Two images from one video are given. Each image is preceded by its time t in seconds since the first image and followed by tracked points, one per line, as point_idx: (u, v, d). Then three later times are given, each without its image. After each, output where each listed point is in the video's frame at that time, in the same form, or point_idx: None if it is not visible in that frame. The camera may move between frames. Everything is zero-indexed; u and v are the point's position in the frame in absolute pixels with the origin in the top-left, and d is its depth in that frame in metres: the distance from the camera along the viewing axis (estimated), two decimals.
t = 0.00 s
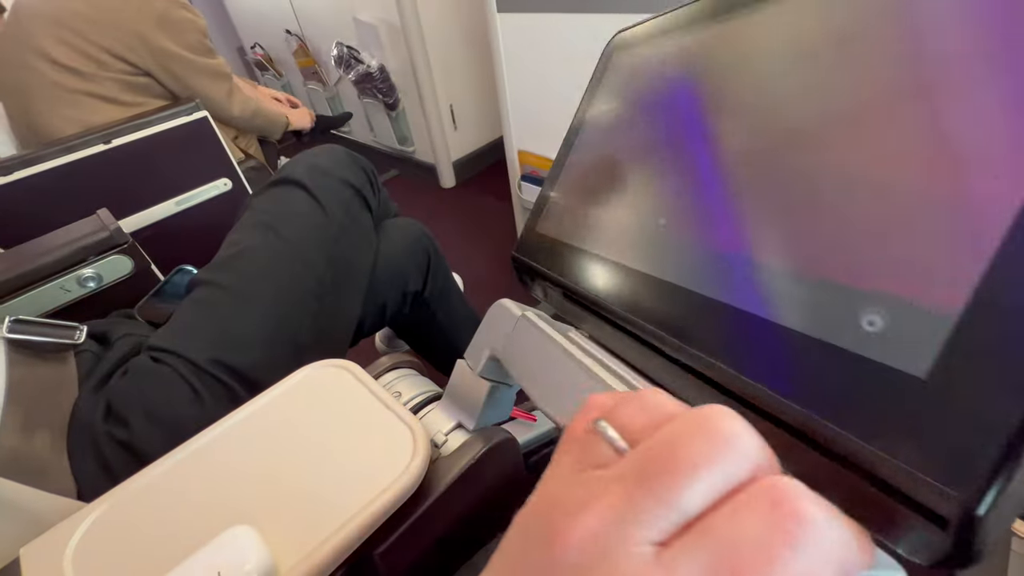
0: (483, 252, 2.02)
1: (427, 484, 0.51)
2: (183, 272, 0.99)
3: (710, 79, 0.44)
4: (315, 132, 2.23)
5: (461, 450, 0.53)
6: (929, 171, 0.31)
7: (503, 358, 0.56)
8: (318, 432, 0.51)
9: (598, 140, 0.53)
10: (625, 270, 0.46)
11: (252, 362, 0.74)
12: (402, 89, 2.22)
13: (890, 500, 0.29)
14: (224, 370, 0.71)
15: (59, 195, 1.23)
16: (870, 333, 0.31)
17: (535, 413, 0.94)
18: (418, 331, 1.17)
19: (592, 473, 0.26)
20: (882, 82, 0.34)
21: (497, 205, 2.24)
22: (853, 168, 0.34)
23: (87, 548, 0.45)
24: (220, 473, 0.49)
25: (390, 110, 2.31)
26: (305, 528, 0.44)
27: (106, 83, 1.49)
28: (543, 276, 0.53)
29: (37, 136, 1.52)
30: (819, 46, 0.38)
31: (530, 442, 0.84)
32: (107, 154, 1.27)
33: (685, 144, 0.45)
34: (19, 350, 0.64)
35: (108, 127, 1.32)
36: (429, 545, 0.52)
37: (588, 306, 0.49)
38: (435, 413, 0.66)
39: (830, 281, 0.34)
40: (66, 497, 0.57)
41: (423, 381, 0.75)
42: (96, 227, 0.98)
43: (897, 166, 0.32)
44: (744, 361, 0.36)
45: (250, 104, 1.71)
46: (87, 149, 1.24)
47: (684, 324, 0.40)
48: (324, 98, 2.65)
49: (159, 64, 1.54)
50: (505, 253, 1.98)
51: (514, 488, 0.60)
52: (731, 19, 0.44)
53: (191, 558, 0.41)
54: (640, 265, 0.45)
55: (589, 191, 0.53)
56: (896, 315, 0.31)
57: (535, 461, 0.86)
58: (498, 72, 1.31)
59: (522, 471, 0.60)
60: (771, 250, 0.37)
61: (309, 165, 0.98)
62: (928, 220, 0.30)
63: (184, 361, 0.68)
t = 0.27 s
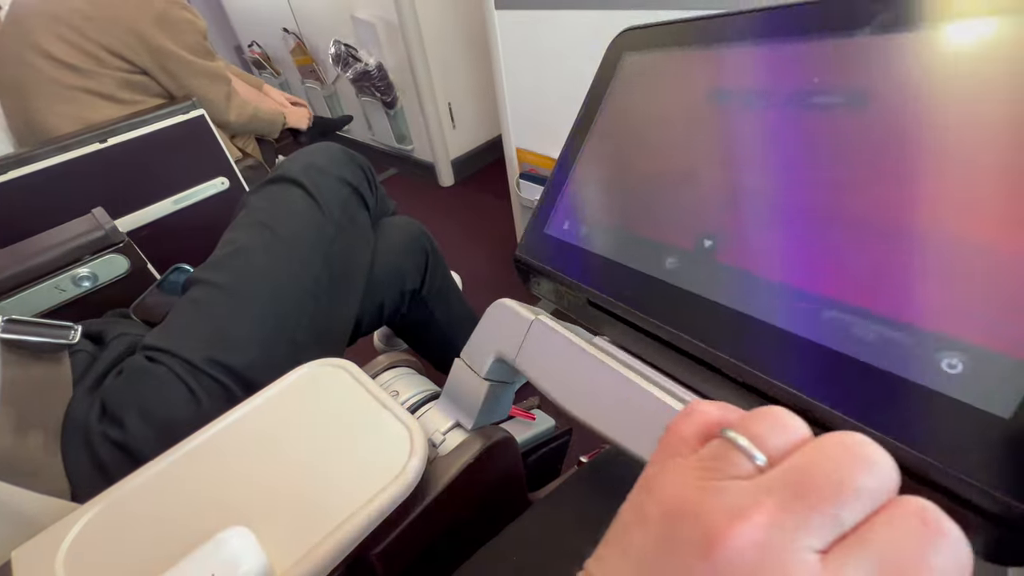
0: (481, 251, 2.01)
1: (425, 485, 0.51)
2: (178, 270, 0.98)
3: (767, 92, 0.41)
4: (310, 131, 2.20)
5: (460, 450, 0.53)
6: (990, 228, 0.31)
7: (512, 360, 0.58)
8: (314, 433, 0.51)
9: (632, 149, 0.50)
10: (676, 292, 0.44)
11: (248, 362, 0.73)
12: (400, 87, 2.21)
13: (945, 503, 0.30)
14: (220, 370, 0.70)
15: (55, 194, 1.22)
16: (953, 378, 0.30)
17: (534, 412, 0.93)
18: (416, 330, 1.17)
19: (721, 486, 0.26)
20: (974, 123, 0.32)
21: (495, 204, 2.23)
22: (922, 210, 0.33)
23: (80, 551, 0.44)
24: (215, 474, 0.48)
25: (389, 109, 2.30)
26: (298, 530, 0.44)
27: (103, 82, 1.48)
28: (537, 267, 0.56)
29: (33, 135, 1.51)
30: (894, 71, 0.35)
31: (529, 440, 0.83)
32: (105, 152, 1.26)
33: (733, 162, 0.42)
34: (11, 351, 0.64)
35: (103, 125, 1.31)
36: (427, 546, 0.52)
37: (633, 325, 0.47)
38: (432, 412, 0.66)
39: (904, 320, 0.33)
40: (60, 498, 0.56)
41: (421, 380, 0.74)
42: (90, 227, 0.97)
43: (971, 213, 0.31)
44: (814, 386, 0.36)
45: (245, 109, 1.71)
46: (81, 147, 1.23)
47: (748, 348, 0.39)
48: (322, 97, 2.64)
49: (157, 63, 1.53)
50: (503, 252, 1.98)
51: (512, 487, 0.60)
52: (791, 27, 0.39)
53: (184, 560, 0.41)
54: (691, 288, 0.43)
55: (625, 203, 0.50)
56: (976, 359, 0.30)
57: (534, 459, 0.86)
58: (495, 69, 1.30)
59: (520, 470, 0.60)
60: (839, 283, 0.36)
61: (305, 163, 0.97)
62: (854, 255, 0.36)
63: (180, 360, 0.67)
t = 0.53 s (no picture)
0: (478, 249, 2.01)
1: (422, 485, 0.50)
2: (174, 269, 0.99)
3: (799, 125, 0.44)
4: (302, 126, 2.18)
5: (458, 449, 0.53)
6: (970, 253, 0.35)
7: (519, 360, 0.58)
8: (311, 432, 0.50)
9: (646, 162, 0.52)
10: (705, 303, 0.46)
11: (243, 363, 0.74)
12: (397, 85, 2.20)
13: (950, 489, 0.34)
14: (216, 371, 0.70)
15: (50, 193, 1.22)
16: (966, 391, 0.34)
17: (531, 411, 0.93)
18: (413, 329, 1.17)
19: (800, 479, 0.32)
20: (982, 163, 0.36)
21: (492, 203, 2.23)
22: (931, 237, 0.37)
23: (74, 552, 0.44)
24: (211, 475, 0.48)
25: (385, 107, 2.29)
26: (292, 531, 0.44)
27: (98, 80, 1.46)
28: (546, 268, 0.56)
29: (27, 133, 1.49)
30: (912, 114, 0.39)
31: (526, 439, 0.83)
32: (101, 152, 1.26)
33: (755, 184, 0.45)
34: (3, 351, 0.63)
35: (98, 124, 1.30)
36: (424, 546, 0.52)
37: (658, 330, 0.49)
38: (429, 412, 0.66)
39: (922, 338, 0.36)
40: (55, 500, 0.56)
41: (418, 379, 0.74)
42: (85, 227, 0.97)
43: (976, 244, 0.35)
44: (845, 393, 0.38)
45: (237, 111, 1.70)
46: (76, 146, 1.22)
47: (778, 357, 0.41)
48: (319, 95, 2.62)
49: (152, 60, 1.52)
50: (500, 250, 1.98)
51: (509, 487, 0.60)
52: (813, 67, 0.44)
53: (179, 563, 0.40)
54: (719, 301, 0.45)
55: (642, 213, 0.52)
56: (987, 371, 0.33)
57: (531, 458, 0.86)
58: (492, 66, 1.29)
59: (517, 469, 0.60)
60: (849, 298, 0.39)
61: (300, 161, 0.97)
62: (783, 252, 0.43)
63: (176, 361, 0.67)
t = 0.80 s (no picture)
0: (475, 249, 2.01)
1: (418, 486, 0.50)
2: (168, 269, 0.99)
3: (792, 136, 0.45)
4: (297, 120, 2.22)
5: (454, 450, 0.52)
6: (954, 260, 0.37)
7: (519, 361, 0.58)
8: (306, 434, 0.50)
9: (642, 169, 0.53)
10: (704, 305, 0.47)
11: (238, 363, 0.74)
12: (394, 85, 2.20)
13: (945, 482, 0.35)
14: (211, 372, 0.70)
15: (46, 193, 1.21)
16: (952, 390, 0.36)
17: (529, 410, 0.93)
18: (410, 329, 1.16)
19: (817, 468, 0.34)
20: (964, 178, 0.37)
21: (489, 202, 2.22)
22: (919, 245, 0.38)
23: (66, 553, 0.44)
24: (204, 476, 0.48)
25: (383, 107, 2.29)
26: (285, 536, 0.43)
27: (95, 78, 1.46)
28: (545, 270, 0.57)
29: (22, 133, 1.49)
30: (899, 127, 0.40)
31: (524, 439, 0.83)
32: (99, 152, 1.25)
33: (748, 192, 0.47)
34: None
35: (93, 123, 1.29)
36: (420, 547, 0.52)
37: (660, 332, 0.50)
38: (425, 413, 0.65)
39: (914, 343, 0.37)
40: (48, 501, 0.56)
41: (414, 380, 0.74)
42: (80, 227, 0.96)
43: (961, 254, 0.37)
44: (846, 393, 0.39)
45: (232, 106, 1.72)
46: (73, 146, 1.21)
47: (779, 361, 0.43)
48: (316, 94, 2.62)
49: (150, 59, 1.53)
50: (498, 250, 1.97)
51: (506, 487, 0.60)
52: (792, 80, 0.46)
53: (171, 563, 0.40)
54: (720, 306, 0.46)
55: (641, 219, 0.53)
56: (973, 375, 0.35)
57: (529, 458, 0.85)
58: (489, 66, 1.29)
59: (514, 469, 0.60)
60: (842, 302, 0.41)
61: (295, 161, 0.96)
62: (780, 256, 0.44)
63: (171, 364, 0.66)
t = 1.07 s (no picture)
0: (473, 248, 2.01)
1: (413, 488, 0.50)
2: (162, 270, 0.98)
3: (785, 135, 0.45)
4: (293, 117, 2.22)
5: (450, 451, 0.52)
6: (944, 256, 0.37)
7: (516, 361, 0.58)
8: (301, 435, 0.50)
9: (635, 167, 0.53)
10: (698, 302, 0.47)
11: (235, 365, 0.73)
12: (391, 84, 2.19)
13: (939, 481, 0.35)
14: (206, 373, 0.69)
15: (41, 194, 1.20)
16: (946, 387, 0.36)
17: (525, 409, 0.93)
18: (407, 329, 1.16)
19: (812, 466, 0.34)
20: (953, 177, 0.38)
21: (486, 201, 2.22)
22: (909, 242, 0.39)
23: (58, 557, 0.43)
24: (198, 479, 0.47)
25: (379, 106, 2.28)
26: (280, 538, 0.43)
27: (85, 76, 1.45)
28: (539, 268, 0.57)
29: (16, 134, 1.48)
30: (887, 126, 0.41)
31: (520, 439, 0.83)
32: (94, 152, 1.24)
33: (740, 190, 0.47)
34: None
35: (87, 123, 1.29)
36: (416, 549, 0.51)
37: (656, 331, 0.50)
38: (422, 413, 0.65)
39: (905, 337, 0.38)
40: (42, 504, 0.56)
41: (411, 380, 0.74)
42: (74, 227, 0.96)
43: (951, 250, 0.37)
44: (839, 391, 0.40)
45: (223, 105, 1.71)
46: (68, 146, 1.21)
47: (776, 359, 0.43)
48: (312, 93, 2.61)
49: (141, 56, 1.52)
50: (495, 249, 1.97)
51: (504, 487, 0.60)
52: (781, 80, 0.46)
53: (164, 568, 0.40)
54: (715, 304, 0.46)
55: (635, 218, 0.53)
56: (963, 371, 0.36)
57: (526, 458, 0.85)
58: (484, 64, 1.28)
59: (511, 469, 0.59)
60: (836, 298, 0.41)
61: (290, 161, 0.96)
62: (772, 252, 0.45)
63: (165, 365, 0.66)
